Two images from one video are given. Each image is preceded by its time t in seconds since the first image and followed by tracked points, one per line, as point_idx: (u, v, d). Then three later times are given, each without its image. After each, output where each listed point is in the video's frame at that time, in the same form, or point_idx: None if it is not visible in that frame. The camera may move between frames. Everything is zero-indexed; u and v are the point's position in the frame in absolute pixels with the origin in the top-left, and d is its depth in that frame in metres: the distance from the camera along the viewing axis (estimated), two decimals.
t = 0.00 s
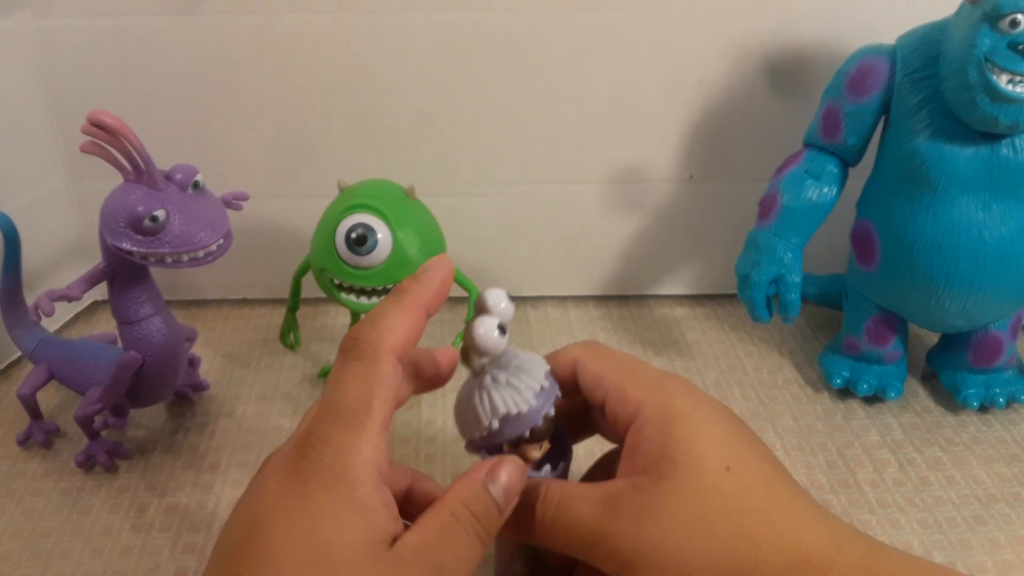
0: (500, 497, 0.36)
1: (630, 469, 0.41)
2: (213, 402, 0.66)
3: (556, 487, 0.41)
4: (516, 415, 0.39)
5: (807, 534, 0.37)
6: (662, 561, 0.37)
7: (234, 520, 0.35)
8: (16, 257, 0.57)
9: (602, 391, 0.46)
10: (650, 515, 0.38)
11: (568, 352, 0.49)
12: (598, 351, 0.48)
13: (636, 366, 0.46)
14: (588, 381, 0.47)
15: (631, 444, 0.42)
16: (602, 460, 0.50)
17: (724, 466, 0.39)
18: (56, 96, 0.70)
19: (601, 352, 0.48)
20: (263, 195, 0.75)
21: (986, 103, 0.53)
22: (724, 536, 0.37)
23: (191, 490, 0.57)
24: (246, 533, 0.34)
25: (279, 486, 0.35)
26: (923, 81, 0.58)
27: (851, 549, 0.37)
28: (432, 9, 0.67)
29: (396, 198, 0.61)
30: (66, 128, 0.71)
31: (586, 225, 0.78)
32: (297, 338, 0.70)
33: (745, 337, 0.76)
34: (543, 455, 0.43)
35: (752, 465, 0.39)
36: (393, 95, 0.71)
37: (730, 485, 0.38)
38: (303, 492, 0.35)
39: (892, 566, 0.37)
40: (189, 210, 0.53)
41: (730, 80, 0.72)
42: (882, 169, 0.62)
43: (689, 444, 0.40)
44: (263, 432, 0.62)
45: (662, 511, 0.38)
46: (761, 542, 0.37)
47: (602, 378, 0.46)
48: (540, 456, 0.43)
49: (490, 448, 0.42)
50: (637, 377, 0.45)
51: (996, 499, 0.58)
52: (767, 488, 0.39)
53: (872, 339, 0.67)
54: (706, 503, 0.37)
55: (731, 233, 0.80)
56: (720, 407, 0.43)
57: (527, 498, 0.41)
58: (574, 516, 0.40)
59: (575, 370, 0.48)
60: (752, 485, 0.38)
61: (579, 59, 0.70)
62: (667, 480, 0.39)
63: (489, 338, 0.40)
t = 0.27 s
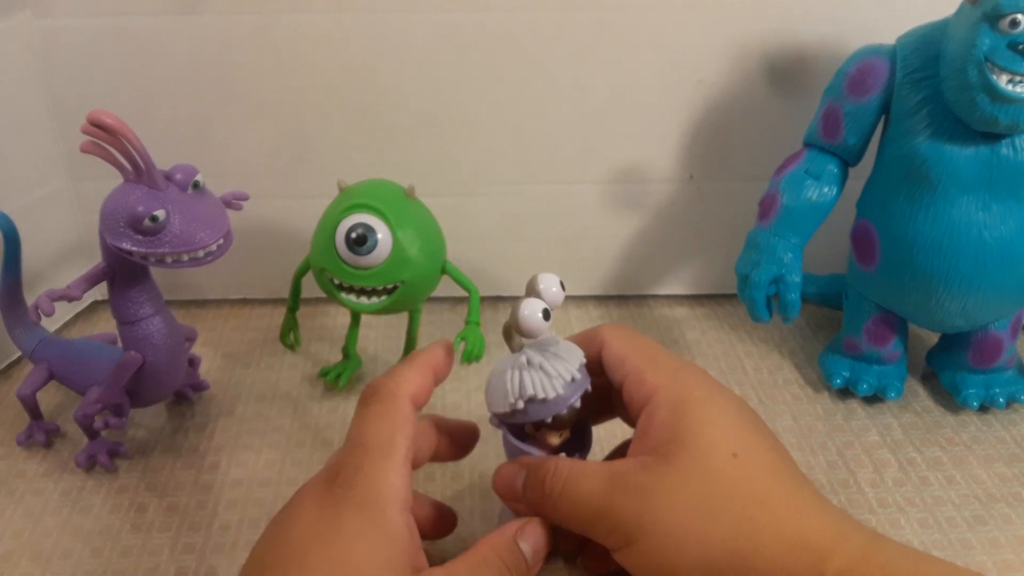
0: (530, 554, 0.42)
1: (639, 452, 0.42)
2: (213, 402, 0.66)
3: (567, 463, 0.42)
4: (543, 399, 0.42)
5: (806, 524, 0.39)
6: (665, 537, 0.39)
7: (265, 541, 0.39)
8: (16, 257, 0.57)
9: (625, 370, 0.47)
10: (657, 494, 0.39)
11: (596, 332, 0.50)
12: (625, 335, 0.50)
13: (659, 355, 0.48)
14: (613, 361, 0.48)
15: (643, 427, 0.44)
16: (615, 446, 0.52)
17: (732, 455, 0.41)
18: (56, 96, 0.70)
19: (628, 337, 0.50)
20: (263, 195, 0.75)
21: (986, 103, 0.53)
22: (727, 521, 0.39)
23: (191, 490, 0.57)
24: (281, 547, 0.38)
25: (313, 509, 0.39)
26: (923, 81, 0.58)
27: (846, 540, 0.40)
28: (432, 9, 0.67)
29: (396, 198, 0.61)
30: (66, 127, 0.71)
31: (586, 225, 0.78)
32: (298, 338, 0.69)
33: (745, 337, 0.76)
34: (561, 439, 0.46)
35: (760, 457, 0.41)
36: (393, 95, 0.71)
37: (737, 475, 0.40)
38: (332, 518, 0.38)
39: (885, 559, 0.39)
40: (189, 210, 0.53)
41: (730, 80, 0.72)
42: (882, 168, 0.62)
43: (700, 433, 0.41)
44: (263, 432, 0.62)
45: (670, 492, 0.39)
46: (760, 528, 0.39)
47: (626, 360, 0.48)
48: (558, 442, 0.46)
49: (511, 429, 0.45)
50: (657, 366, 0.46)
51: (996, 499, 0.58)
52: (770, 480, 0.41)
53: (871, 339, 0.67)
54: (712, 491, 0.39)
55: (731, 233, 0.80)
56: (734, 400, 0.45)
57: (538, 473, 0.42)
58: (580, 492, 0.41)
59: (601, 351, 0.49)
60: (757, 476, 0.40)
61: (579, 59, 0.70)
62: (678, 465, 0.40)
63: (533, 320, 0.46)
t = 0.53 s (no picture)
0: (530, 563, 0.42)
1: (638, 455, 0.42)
2: (213, 402, 0.66)
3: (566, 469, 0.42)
4: (538, 400, 0.42)
5: (806, 525, 0.39)
6: (667, 541, 0.39)
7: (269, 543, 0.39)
8: (16, 256, 0.57)
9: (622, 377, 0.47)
10: (659, 497, 0.39)
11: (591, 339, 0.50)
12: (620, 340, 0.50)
13: (655, 358, 0.48)
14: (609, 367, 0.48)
15: (642, 430, 0.43)
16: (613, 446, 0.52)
17: (733, 455, 0.41)
18: (56, 95, 0.70)
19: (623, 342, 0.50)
20: (263, 195, 0.75)
21: (986, 103, 0.53)
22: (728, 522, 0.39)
23: (191, 490, 0.57)
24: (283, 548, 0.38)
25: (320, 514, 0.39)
26: (923, 81, 0.58)
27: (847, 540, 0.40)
28: (432, 9, 0.67)
29: (396, 198, 0.61)
30: (66, 127, 0.71)
31: (586, 224, 0.78)
32: (298, 338, 0.69)
33: (745, 337, 0.76)
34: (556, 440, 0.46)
35: (760, 456, 0.42)
36: (393, 95, 0.71)
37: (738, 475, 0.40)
38: (336, 519, 0.38)
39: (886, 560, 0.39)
40: (189, 210, 0.53)
41: (730, 80, 0.72)
42: (882, 169, 0.62)
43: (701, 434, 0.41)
44: (263, 432, 0.62)
45: (671, 493, 0.39)
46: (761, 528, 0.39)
47: (623, 364, 0.48)
48: (554, 444, 0.46)
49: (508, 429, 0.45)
50: (655, 369, 0.47)
51: (996, 499, 0.58)
52: (771, 481, 0.41)
53: (872, 339, 0.67)
54: (713, 492, 0.39)
55: (731, 233, 0.80)
56: (736, 401, 0.45)
57: (536, 480, 0.42)
58: (581, 497, 0.41)
59: (598, 355, 0.49)
60: (758, 477, 0.40)
61: (579, 59, 0.70)
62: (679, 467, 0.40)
63: (528, 320, 0.46)
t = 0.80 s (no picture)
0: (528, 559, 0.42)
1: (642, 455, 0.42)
2: (213, 402, 0.66)
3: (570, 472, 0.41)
4: (538, 400, 0.42)
5: (810, 526, 0.39)
6: (675, 541, 0.38)
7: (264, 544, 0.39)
8: (16, 256, 0.57)
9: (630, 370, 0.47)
10: (664, 497, 0.39)
11: (597, 331, 0.50)
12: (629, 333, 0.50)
13: (663, 352, 0.48)
14: (616, 360, 0.48)
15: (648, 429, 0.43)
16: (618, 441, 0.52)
17: (738, 456, 0.41)
18: (56, 95, 0.70)
19: (631, 334, 0.50)
20: (263, 195, 0.75)
21: (986, 103, 0.53)
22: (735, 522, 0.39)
23: (191, 490, 0.57)
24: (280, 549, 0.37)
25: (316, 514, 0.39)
26: (923, 81, 0.58)
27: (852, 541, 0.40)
28: (432, 9, 0.67)
29: (396, 198, 0.61)
30: (66, 127, 0.71)
31: (586, 224, 0.78)
32: (298, 338, 0.69)
33: (745, 337, 0.76)
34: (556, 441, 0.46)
35: (764, 457, 0.42)
36: (393, 95, 0.71)
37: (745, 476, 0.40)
38: (333, 518, 0.38)
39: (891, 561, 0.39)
40: (189, 210, 0.52)
41: (731, 80, 0.72)
42: (882, 169, 0.62)
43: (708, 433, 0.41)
44: (263, 432, 0.62)
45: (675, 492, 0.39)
46: (767, 528, 0.39)
47: (631, 357, 0.48)
48: (554, 444, 0.46)
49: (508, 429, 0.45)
50: (663, 365, 0.47)
51: (996, 499, 0.58)
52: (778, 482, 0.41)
53: (872, 339, 0.67)
54: (720, 491, 0.39)
55: (731, 232, 0.80)
56: (742, 400, 0.45)
57: (538, 485, 0.41)
58: (587, 498, 0.40)
59: (605, 348, 0.49)
60: (764, 477, 0.40)
61: (579, 59, 0.70)
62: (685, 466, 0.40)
63: (528, 320, 0.46)
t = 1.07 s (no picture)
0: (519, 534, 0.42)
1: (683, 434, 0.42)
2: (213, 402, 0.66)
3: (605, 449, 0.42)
4: (538, 400, 0.42)
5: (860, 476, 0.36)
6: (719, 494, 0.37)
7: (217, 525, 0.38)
8: (16, 257, 0.57)
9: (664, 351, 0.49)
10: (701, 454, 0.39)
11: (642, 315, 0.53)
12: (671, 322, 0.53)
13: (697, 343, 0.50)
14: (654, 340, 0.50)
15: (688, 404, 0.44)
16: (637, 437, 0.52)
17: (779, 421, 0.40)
18: (56, 95, 0.70)
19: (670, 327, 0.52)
20: (263, 194, 0.75)
21: (986, 103, 0.53)
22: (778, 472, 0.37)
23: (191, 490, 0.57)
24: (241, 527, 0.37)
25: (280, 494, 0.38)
26: (923, 81, 0.58)
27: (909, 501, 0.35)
28: (432, 9, 0.67)
29: (395, 198, 0.61)
30: (66, 127, 0.71)
31: (586, 225, 0.78)
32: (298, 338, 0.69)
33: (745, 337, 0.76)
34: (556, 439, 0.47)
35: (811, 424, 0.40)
36: (393, 95, 0.71)
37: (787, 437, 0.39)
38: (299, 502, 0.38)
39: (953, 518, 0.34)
40: (189, 210, 0.53)
41: (731, 80, 0.72)
42: (881, 169, 0.62)
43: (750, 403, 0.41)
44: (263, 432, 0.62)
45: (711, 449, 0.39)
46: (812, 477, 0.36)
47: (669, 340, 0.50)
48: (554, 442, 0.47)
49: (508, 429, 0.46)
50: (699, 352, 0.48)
51: (996, 498, 0.58)
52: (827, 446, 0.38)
53: (871, 339, 0.67)
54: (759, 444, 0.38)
55: (731, 233, 0.80)
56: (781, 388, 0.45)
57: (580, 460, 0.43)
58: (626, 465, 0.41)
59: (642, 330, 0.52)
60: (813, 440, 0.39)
61: (579, 59, 0.70)
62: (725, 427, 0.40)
63: (528, 320, 0.46)
